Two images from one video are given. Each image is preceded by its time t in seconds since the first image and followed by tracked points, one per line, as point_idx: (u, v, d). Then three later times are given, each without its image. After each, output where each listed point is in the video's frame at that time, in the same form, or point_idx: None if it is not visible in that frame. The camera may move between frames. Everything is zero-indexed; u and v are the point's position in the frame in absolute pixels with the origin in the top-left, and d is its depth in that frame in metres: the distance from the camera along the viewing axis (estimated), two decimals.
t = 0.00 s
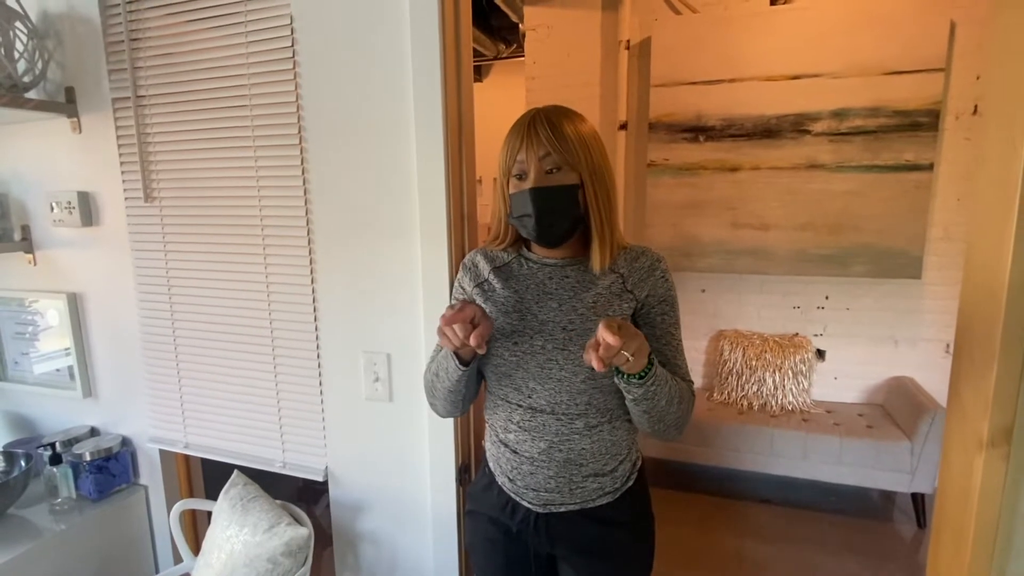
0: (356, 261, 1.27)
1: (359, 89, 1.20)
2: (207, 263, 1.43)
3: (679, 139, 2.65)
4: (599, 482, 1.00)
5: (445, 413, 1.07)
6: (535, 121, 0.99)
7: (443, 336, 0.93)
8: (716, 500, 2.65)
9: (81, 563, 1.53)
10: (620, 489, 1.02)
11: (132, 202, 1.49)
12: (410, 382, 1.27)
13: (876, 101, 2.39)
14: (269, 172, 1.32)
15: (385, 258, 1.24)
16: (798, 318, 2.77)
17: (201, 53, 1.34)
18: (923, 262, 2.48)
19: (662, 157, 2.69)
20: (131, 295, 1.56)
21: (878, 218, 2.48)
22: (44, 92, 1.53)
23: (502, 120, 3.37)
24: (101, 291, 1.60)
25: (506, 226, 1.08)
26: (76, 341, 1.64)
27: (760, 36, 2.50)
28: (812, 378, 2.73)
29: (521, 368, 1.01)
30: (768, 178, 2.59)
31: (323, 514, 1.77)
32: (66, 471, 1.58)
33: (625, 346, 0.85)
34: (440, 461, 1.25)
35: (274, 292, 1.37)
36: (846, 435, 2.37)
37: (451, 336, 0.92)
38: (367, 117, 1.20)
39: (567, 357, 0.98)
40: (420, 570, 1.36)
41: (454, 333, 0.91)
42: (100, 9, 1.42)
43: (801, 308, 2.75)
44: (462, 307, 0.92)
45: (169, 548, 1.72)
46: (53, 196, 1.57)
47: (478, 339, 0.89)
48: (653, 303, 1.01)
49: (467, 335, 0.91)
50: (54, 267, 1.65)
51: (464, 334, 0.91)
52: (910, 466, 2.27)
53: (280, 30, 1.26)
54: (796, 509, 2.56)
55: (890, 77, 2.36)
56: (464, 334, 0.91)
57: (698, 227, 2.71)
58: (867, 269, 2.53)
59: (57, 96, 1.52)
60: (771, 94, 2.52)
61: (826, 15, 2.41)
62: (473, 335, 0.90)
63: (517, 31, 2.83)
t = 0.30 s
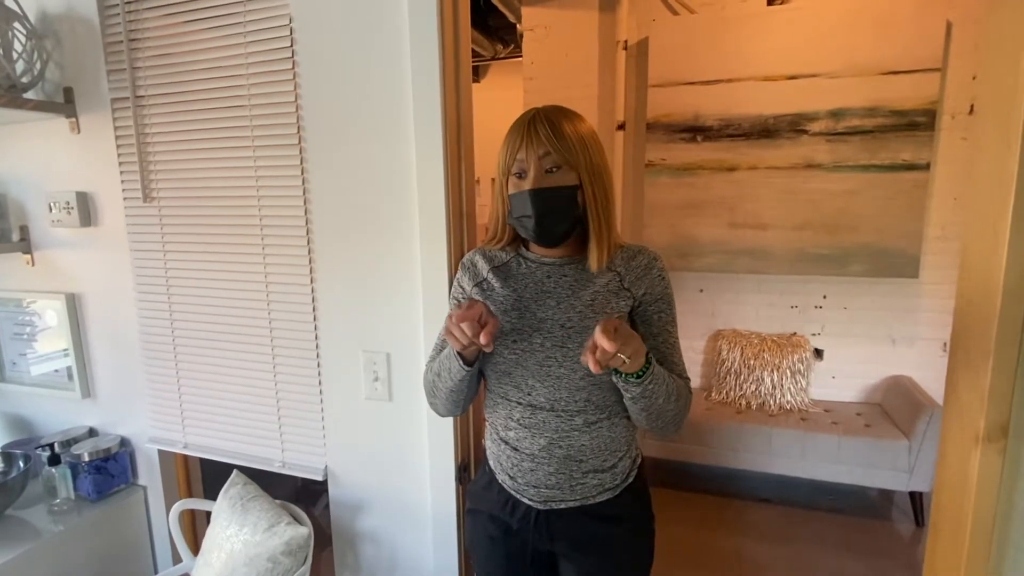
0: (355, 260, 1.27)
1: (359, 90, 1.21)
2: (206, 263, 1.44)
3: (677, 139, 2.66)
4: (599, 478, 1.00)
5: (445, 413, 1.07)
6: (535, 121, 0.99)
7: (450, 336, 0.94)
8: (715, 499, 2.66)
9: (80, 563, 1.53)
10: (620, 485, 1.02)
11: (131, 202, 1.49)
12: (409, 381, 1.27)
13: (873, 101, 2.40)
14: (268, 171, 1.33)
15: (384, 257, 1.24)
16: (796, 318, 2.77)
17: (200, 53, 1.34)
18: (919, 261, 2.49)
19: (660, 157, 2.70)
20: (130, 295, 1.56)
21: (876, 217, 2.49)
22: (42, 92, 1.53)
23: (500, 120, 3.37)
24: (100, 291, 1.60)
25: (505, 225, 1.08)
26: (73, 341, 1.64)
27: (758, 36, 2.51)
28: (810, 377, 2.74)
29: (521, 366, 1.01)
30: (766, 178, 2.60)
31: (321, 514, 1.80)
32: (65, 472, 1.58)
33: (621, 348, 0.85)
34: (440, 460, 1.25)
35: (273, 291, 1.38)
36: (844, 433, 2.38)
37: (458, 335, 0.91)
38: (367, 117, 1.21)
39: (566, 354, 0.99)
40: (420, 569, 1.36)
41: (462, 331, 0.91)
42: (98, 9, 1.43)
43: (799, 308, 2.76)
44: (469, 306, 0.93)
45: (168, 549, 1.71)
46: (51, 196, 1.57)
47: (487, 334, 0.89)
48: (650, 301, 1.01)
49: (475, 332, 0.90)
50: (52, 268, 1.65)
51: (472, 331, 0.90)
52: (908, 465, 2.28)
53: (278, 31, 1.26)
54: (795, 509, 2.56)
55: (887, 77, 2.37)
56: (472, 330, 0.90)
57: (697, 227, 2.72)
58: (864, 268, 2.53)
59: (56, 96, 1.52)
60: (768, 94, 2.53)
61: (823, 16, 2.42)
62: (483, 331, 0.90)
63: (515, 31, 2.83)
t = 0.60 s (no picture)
0: (355, 261, 1.27)
1: (358, 92, 1.21)
2: (205, 264, 1.44)
3: (675, 139, 2.67)
4: (604, 478, 1.00)
5: (447, 415, 1.07)
6: (539, 118, 1.00)
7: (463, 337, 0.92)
8: (715, 499, 2.66)
9: (80, 565, 1.53)
10: (625, 485, 1.03)
11: (130, 204, 1.49)
12: (410, 382, 1.27)
13: (870, 101, 2.41)
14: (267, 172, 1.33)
15: (384, 257, 1.25)
16: (795, 318, 2.78)
17: (199, 54, 1.34)
18: (917, 261, 2.50)
19: (658, 157, 2.71)
20: (129, 297, 1.56)
21: (873, 217, 2.49)
22: (41, 94, 1.53)
23: (498, 121, 3.38)
24: (99, 293, 1.59)
25: (506, 223, 1.08)
26: (72, 342, 1.63)
27: (755, 36, 2.52)
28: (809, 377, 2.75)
29: (526, 366, 1.01)
30: (764, 178, 2.60)
31: (322, 515, 1.77)
32: (64, 473, 1.58)
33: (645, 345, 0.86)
34: (440, 461, 1.25)
35: (272, 292, 1.38)
36: (842, 432, 2.38)
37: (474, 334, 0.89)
38: (366, 118, 1.21)
39: (572, 354, 0.99)
40: (420, 569, 1.36)
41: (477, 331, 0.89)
42: (97, 10, 1.43)
43: (797, 308, 2.77)
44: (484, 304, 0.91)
45: (168, 550, 1.71)
46: (50, 198, 1.56)
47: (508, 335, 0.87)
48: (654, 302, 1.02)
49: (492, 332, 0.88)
50: (51, 270, 1.64)
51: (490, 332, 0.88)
52: (906, 463, 2.29)
53: (277, 32, 1.26)
54: (794, 508, 2.57)
55: (885, 77, 2.38)
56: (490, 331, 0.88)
57: (695, 227, 2.72)
58: (862, 268, 2.54)
59: (54, 98, 1.52)
60: (766, 94, 2.54)
61: (821, 16, 2.43)
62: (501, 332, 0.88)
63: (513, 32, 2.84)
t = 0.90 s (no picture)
0: (353, 262, 1.27)
1: (357, 92, 1.20)
2: (202, 266, 1.43)
3: (674, 140, 2.66)
4: (608, 480, 1.00)
5: (448, 417, 1.06)
6: (544, 120, 1.00)
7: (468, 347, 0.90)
8: (715, 500, 2.65)
9: (77, 569, 1.52)
10: (629, 488, 1.02)
11: (127, 205, 1.48)
12: (408, 384, 1.26)
13: (870, 101, 2.41)
14: (264, 173, 1.32)
15: (382, 258, 1.24)
16: (794, 318, 2.78)
17: (196, 55, 1.34)
18: (916, 261, 2.50)
19: (657, 157, 2.70)
20: (126, 299, 1.55)
21: (873, 217, 2.49)
22: (38, 95, 1.52)
23: (497, 121, 3.37)
24: (96, 295, 1.59)
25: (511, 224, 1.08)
26: (69, 344, 1.63)
27: (755, 36, 2.51)
28: (808, 377, 2.75)
29: (531, 368, 1.01)
30: (763, 178, 2.60)
31: (320, 518, 1.76)
32: (61, 476, 1.57)
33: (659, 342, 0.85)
34: (440, 462, 1.24)
35: (270, 294, 1.37)
36: (842, 433, 2.38)
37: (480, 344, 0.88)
38: (364, 119, 1.20)
39: (577, 356, 0.98)
40: (420, 571, 1.35)
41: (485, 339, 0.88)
42: (94, 11, 1.42)
43: (796, 308, 2.76)
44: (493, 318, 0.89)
45: (166, 553, 1.70)
46: (47, 200, 1.56)
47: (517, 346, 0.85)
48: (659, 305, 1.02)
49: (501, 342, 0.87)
50: (48, 271, 1.64)
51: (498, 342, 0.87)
52: (906, 464, 2.28)
53: (275, 32, 1.26)
54: (794, 509, 2.56)
55: (884, 77, 2.38)
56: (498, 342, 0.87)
57: (695, 228, 2.72)
58: (862, 268, 2.54)
59: (50, 99, 1.51)
60: (765, 95, 2.53)
61: (820, 16, 2.42)
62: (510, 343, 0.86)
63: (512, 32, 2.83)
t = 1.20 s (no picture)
0: (353, 262, 1.26)
1: (356, 92, 1.19)
2: (200, 266, 1.42)
3: (674, 139, 2.66)
4: (615, 481, 1.00)
5: (452, 418, 1.04)
6: (548, 123, 1.00)
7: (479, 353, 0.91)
8: (715, 500, 2.65)
9: (74, 571, 1.51)
10: (635, 488, 1.02)
11: (124, 205, 1.47)
12: (408, 386, 1.26)
13: (869, 101, 2.41)
14: (263, 173, 1.31)
15: (382, 258, 1.23)
16: (794, 318, 2.78)
17: (193, 54, 1.33)
18: (916, 261, 2.49)
19: (656, 157, 2.70)
20: (124, 300, 1.54)
21: (872, 217, 2.49)
22: (35, 95, 1.52)
23: (496, 121, 3.36)
24: (93, 295, 1.58)
25: (517, 227, 1.07)
26: (66, 345, 1.62)
27: (754, 36, 2.51)
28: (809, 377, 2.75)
29: (538, 369, 1.00)
30: (763, 178, 2.60)
31: (319, 519, 1.76)
32: (59, 478, 1.57)
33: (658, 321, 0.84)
34: (439, 464, 1.24)
35: (268, 294, 1.36)
36: (842, 433, 2.38)
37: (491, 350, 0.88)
38: (362, 120, 1.20)
39: (586, 356, 0.98)
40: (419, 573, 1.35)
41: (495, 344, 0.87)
42: (90, 10, 1.41)
43: (796, 308, 2.76)
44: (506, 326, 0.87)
45: (164, 555, 1.69)
46: (43, 200, 1.55)
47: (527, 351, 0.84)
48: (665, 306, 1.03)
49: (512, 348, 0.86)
50: (45, 272, 1.63)
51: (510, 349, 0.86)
52: (907, 464, 2.28)
53: (272, 32, 1.25)
54: (794, 509, 2.56)
55: (883, 76, 2.38)
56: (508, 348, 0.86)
57: (695, 228, 2.72)
58: (862, 268, 2.54)
59: (48, 99, 1.50)
60: (765, 94, 2.53)
61: (819, 15, 2.42)
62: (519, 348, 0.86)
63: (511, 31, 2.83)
